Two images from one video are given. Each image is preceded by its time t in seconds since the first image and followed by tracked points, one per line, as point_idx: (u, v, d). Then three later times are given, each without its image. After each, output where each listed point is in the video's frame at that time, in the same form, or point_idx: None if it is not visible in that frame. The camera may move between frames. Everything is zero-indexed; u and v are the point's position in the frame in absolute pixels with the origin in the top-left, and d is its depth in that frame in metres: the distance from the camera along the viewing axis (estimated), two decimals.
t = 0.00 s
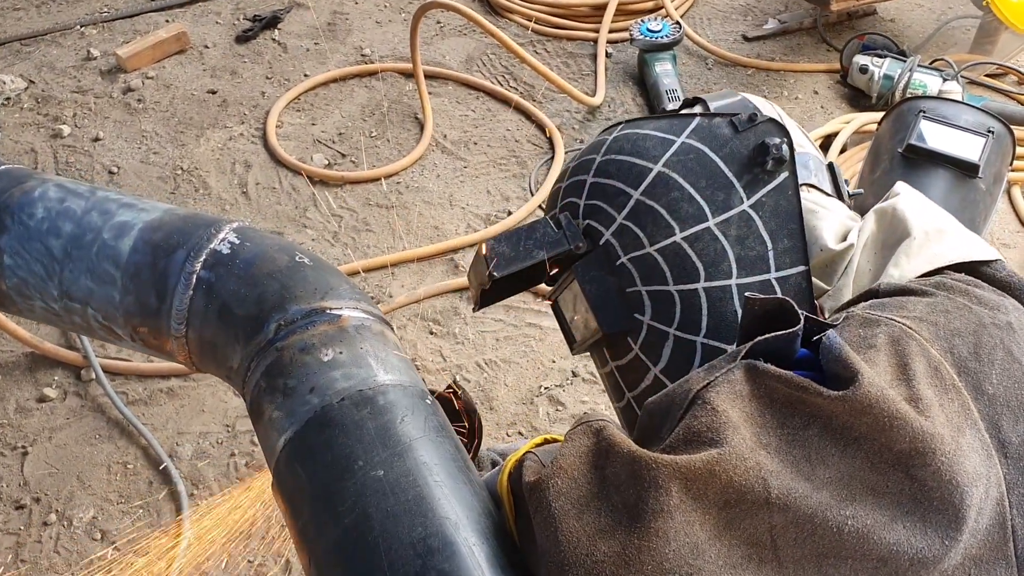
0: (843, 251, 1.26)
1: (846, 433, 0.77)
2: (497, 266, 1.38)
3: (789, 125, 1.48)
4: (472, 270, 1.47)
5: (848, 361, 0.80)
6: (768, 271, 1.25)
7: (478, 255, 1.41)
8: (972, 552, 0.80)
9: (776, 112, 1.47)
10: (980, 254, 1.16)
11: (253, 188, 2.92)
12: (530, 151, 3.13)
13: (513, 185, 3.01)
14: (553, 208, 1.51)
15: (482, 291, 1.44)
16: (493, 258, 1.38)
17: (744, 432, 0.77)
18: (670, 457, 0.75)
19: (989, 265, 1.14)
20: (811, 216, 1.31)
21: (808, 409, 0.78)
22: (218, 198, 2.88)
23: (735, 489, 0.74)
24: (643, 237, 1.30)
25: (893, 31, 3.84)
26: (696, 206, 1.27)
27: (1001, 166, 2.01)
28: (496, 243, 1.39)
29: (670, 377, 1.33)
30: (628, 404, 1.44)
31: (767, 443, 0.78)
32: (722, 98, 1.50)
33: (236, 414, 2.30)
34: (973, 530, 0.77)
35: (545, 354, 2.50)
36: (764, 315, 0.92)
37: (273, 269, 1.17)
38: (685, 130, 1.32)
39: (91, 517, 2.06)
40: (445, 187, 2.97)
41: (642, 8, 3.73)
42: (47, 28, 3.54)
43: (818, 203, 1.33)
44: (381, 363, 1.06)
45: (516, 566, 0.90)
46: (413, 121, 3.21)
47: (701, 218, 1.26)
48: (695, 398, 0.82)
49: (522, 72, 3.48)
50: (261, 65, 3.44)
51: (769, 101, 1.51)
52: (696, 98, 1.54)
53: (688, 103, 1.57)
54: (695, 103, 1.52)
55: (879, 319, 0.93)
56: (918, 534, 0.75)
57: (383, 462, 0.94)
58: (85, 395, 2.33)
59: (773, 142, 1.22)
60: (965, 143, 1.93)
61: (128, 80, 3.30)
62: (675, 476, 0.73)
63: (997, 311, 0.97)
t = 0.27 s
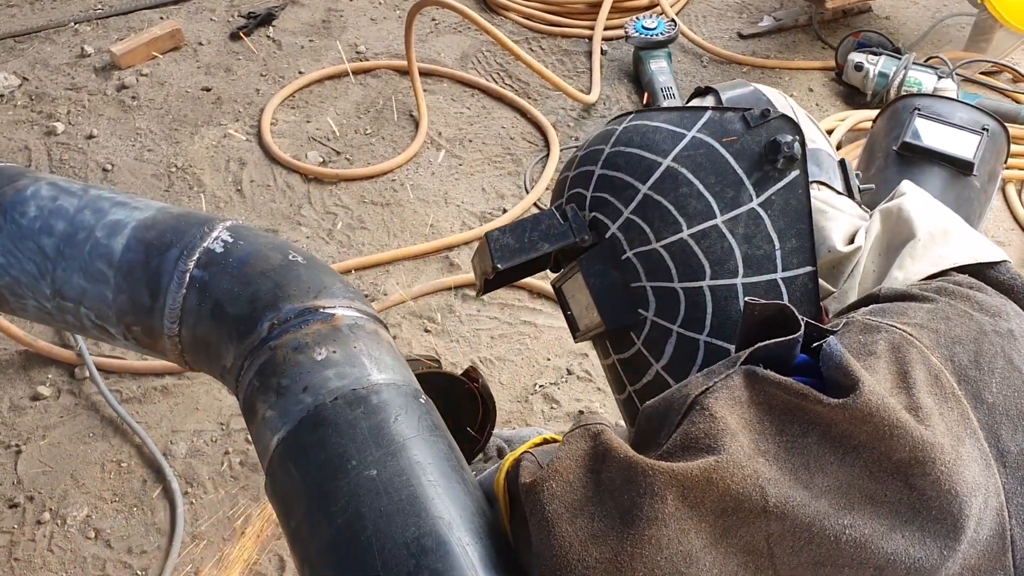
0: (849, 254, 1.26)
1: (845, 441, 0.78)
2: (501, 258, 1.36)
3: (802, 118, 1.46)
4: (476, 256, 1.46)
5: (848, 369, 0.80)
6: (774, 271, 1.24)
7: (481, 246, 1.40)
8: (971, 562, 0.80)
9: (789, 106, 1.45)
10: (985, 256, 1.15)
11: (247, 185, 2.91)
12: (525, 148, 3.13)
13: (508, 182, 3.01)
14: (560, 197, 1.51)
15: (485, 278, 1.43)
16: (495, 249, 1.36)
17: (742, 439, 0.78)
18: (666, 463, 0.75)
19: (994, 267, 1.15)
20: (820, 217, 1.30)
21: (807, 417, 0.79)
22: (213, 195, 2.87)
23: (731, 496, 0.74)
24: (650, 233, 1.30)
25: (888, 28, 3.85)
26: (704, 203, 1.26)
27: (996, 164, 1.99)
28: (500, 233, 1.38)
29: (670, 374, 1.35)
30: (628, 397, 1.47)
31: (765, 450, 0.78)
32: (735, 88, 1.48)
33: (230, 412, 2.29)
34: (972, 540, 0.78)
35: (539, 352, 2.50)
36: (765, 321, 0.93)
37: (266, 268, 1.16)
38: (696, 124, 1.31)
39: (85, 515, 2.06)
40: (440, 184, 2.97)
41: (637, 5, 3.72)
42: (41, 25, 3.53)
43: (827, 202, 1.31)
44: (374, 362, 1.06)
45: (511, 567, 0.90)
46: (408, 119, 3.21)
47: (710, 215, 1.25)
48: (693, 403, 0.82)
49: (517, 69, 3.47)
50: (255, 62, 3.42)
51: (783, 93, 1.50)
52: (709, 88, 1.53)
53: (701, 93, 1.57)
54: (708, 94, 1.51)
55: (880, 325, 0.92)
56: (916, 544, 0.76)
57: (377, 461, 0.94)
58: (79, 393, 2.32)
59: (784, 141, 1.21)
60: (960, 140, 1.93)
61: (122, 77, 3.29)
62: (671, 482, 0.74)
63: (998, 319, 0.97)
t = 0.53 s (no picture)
0: (860, 253, 1.25)
1: (844, 448, 0.78)
2: (507, 245, 1.39)
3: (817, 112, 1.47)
4: (484, 242, 1.49)
5: (851, 375, 0.81)
6: (783, 268, 1.25)
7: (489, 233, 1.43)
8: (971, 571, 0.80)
9: (805, 99, 1.46)
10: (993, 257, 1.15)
11: (243, 182, 2.91)
12: (521, 146, 3.14)
13: (504, 179, 3.01)
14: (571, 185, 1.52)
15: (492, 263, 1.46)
16: (503, 237, 1.39)
17: (740, 442, 0.78)
18: (662, 465, 0.76)
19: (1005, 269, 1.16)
20: (833, 214, 1.30)
21: (806, 422, 0.80)
22: (208, 193, 2.87)
23: (727, 500, 0.75)
24: (659, 225, 1.31)
25: (884, 25, 3.85)
26: (715, 196, 1.26)
27: (991, 162, 2.01)
28: (508, 221, 1.41)
29: (674, 366, 1.37)
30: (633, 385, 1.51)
31: (763, 455, 0.79)
32: (750, 79, 1.49)
33: (225, 410, 2.29)
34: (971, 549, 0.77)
35: (535, 350, 2.51)
36: (766, 322, 0.94)
37: (261, 265, 1.16)
38: (710, 116, 1.31)
39: (81, 513, 2.06)
40: (436, 181, 2.97)
41: (634, 2, 3.72)
42: (36, 22, 3.51)
43: (838, 199, 1.32)
44: (369, 360, 1.06)
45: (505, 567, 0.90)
46: (404, 116, 3.21)
47: (719, 209, 1.26)
48: (692, 405, 0.83)
49: (513, 67, 3.47)
50: (251, 60, 3.42)
51: (801, 85, 1.50)
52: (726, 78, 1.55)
53: (719, 83, 1.58)
54: (725, 82, 1.52)
55: (883, 329, 0.94)
56: (914, 552, 0.76)
57: (372, 459, 0.94)
58: (74, 391, 2.32)
59: (798, 136, 1.21)
60: (955, 138, 1.94)
61: (117, 75, 3.28)
62: (667, 485, 0.74)
63: (1003, 325, 0.98)
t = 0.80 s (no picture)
0: (849, 253, 1.26)
1: (832, 448, 0.79)
2: (497, 247, 1.40)
3: (807, 111, 1.48)
4: (477, 244, 1.50)
5: (837, 377, 0.81)
6: (772, 268, 1.24)
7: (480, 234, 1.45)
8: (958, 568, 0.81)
9: (795, 99, 1.47)
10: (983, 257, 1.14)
11: (237, 181, 2.91)
12: (515, 144, 3.14)
13: (498, 178, 3.01)
14: (562, 185, 1.55)
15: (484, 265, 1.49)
16: (493, 238, 1.41)
17: (729, 444, 0.78)
18: (651, 468, 0.76)
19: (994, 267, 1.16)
20: (822, 214, 1.31)
21: (794, 422, 0.80)
22: (203, 192, 2.87)
23: (716, 503, 0.75)
24: (649, 226, 1.32)
25: (878, 23, 3.86)
26: (704, 197, 1.27)
27: (984, 159, 2.02)
28: (499, 223, 1.43)
29: (664, 367, 1.38)
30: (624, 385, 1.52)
31: (752, 456, 0.79)
32: (739, 78, 1.49)
33: (220, 409, 2.29)
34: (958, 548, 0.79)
35: (530, 348, 2.51)
36: (753, 324, 0.94)
37: (254, 265, 1.17)
38: (699, 117, 1.31)
39: (75, 513, 2.06)
40: (430, 180, 2.97)
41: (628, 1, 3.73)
42: (30, 21, 3.50)
43: (828, 199, 1.33)
44: (361, 359, 1.07)
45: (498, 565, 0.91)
46: (399, 115, 3.21)
47: (709, 210, 1.26)
48: (681, 406, 0.83)
49: (508, 65, 3.47)
50: (245, 58, 3.41)
51: (791, 84, 1.51)
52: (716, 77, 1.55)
53: (709, 83, 1.59)
54: (715, 82, 1.52)
55: (870, 330, 0.94)
56: (900, 552, 0.77)
57: (363, 459, 0.94)
58: (68, 391, 2.32)
59: (787, 136, 1.20)
60: (948, 136, 1.94)
61: (112, 74, 3.27)
62: (656, 488, 0.75)
63: (990, 325, 0.98)
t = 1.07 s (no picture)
0: (847, 246, 1.24)
1: (822, 439, 0.79)
2: (495, 232, 1.37)
3: (808, 102, 1.47)
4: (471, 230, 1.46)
5: (827, 368, 0.81)
6: (769, 259, 1.25)
7: (476, 219, 1.41)
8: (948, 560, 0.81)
9: (796, 89, 1.46)
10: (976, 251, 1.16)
11: (230, 179, 2.90)
12: (509, 142, 3.14)
13: (492, 176, 3.01)
14: (559, 172, 1.53)
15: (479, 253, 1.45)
16: (490, 224, 1.37)
17: (718, 436, 0.79)
18: (640, 459, 0.76)
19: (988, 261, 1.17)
20: (820, 205, 1.29)
21: (784, 414, 0.80)
22: (196, 190, 2.86)
23: (705, 494, 0.75)
24: (646, 214, 1.31)
25: (872, 20, 3.87)
26: (703, 185, 1.26)
27: (977, 157, 2.02)
28: (495, 208, 1.39)
29: (658, 355, 1.39)
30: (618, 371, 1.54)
31: (741, 448, 0.79)
32: (741, 67, 1.49)
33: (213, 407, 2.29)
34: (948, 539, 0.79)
35: (523, 346, 2.52)
36: (744, 319, 0.94)
37: (243, 263, 1.16)
38: (700, 105, 1.31)
39: (68, 511, 2.06)
40: (423, 178, 2.97)
41: None
42: (22, 19, 3.49)
43: (826, 190, 1.32)
44: (351, 358, 1.07)
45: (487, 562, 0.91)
46: (392, 112, 3.20)
47: (707, 200, 1.26)
48: (671, 399, 0.83)
49: (501, 62, 3.47)
50: (238, 56, 3.40)
51: (791, 74, 1.50)
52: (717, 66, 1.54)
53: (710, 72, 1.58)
54: (716, 71, 1.51)
55: (862, 322, 0.94)
56: (890, 543, 0.77)
57: (352, 456, 0.94)
58: (61, 389, 2.31)
59: (787, 127, 1.21)
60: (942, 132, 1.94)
61: (104, 72, 3.26)
62: (645, 478, 0.75)
63: (982, 317, 0.99)
